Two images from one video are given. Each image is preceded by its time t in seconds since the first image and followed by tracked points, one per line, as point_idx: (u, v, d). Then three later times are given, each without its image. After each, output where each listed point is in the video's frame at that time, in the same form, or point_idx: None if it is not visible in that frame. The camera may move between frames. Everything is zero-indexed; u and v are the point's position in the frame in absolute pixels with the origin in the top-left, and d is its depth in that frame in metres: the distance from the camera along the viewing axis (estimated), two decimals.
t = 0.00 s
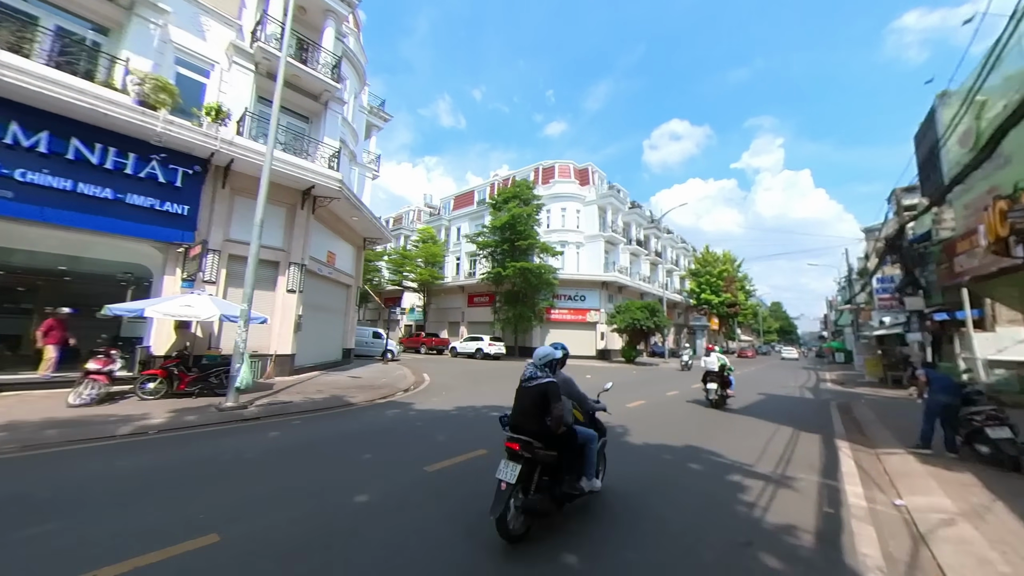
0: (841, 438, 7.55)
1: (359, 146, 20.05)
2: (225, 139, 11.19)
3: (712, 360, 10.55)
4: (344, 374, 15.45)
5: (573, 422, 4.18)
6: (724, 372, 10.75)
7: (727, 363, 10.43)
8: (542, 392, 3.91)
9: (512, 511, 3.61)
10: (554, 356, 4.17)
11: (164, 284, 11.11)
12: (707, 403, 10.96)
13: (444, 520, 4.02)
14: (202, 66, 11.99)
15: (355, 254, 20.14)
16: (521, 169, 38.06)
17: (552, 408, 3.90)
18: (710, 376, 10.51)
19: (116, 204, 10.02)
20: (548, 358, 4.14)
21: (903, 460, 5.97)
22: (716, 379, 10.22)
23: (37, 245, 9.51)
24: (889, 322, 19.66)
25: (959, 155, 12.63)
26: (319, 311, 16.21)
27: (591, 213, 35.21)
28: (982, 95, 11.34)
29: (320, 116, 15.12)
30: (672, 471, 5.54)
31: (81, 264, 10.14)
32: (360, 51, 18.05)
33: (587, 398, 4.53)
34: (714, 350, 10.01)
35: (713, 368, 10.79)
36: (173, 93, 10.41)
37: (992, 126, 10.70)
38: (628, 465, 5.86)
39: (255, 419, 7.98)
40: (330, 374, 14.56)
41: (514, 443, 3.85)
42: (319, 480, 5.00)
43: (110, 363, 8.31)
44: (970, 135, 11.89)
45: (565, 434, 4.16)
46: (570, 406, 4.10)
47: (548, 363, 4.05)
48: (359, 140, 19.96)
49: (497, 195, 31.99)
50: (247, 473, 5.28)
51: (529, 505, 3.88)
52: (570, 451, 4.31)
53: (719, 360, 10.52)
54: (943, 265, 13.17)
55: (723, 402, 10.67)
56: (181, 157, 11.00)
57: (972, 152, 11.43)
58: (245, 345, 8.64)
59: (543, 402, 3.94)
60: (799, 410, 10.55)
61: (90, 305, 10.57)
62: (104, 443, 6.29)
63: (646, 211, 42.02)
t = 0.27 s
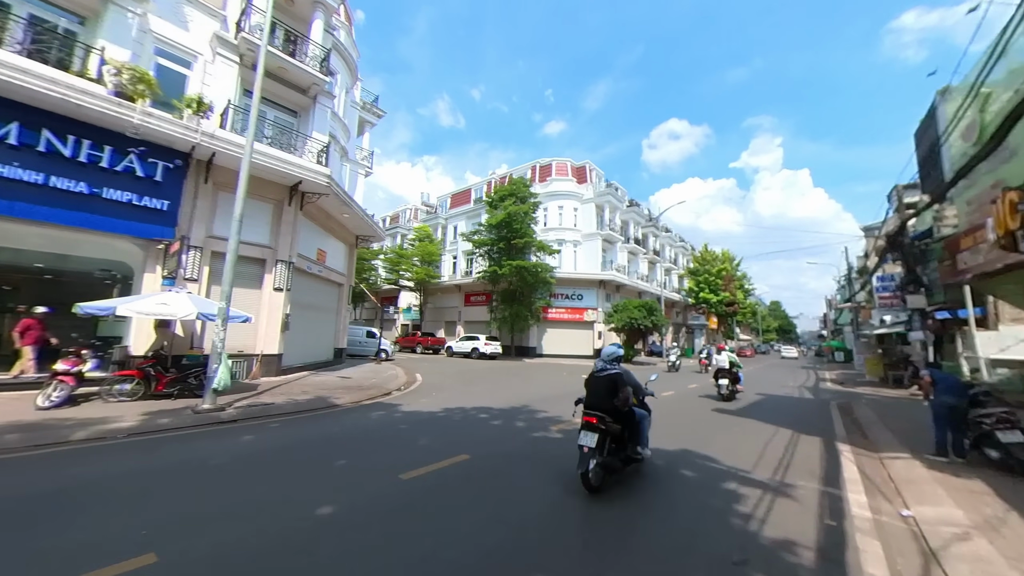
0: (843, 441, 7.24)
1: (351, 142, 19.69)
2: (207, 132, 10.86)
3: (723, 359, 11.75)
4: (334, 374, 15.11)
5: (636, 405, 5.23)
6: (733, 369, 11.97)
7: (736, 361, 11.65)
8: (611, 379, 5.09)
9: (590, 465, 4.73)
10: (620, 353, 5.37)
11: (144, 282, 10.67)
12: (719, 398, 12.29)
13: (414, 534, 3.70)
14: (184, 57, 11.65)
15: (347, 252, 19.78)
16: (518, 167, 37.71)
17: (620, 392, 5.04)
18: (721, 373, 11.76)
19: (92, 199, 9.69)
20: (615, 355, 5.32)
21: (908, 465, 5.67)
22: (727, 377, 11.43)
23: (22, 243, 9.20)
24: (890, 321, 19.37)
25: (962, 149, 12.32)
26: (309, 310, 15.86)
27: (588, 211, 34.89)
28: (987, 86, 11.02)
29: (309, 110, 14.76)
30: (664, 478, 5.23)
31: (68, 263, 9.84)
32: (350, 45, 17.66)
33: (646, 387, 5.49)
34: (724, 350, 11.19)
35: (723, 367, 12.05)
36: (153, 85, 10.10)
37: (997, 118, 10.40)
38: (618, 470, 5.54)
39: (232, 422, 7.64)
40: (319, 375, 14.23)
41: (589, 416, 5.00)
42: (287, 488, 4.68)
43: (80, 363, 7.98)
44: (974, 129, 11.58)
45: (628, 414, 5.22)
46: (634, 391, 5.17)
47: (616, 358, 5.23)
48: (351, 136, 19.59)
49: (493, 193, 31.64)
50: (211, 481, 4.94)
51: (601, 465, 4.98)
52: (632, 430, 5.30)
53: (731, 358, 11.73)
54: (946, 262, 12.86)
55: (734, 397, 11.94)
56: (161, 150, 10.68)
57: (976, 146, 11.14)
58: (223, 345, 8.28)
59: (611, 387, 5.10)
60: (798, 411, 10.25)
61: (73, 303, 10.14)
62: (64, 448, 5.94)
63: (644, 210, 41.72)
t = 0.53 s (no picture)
0: (845, 446, 6.89)
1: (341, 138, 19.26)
2: (185, 124, 10.45)
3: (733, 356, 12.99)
4: (321, 374, 14.71)
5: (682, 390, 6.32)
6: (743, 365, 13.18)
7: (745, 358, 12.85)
8: (663, 370, 6.26)
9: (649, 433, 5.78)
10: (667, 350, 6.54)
11: (119, 279, 10.22)
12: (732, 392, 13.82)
13: (374, 556, 3.33)
14: (163, 46, 11.23)
15: (337, 249, 19.39)
16: (514, 164, 37.31)
17: (670, 379, 6.22)
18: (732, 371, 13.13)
19: (62, 193, 9.26)
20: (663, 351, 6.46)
21: (916, 473, 5.32)
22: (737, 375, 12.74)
23: (10, 241, 9.09)
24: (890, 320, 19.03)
25: (968, 142, 11.94)
26: (296, 308, 15.44)
27: (585, 209, 34.52)
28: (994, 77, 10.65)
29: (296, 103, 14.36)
30: (656, 488, 4.86)
31: (55, 260, 9.75)
32: (339, 37, 17.21)
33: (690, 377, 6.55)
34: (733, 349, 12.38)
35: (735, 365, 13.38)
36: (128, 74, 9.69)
37: (1004, 109, 10.05)
38: (607, 479, 5.17)
39: (202, 425, 7.24)
40: (305, 375, 13.84)
41: (645, 399, 6.09)
42: (245, 501, 4.30)
43: (45, 364, 7.62)
44: (979, 122, 11.23)
45: (675, 397, 6.29)
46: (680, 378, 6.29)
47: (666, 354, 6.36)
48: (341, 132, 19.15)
49: (489, 190, 31.26)
50: (163, 492, 4.56)
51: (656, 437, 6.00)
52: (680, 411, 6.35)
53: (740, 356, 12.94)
54: (949, 259, 12.51)
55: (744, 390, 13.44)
56: (137, 143, 10.27)
57: (981, 139, 10.79)
58: (195, 346, 7.88)
59: (662, 376, 6.26)
60: (798, 413, 9.90)
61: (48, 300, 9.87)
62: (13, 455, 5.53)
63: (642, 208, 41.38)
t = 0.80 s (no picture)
0: (844, 450, 6.63)
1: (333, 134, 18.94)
2: (166, 117, 10.15)
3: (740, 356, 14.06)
4: (311, 374, 14.43)
5: (704, 382, 7.69)
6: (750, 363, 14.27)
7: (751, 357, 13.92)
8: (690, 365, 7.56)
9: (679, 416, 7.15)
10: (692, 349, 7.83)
11: (98, 277, 9.91)
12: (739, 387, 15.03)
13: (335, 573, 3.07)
14: (145, 38, 10.93)
15: (329, 247, 19.09)
16: (511, 163, 37.01)
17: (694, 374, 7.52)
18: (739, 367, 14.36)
19: (38, 187, 8.96)
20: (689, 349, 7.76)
21: (920, 480, 5.06)
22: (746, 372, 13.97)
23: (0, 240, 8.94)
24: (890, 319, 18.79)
25: (970, 137, 11.67)
26: (285, 307, 15.15)
27: (583, 208, 34.25)
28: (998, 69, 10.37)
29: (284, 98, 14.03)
30: (645, 496, 4.59)
31: (45, 259, 9.64)
32: (330, 31, 16.89)
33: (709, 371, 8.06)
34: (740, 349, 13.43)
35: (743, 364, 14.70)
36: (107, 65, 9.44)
37: (1007, 103, 9.79)
38: (595, 486, 4.89)
39: (177, 428, 6.95)
40: (294, 375, 13.55)
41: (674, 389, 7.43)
42: (205, 511, 4.02)
43: (17, 363, 7.38)
44: (981, 116, 10.98)
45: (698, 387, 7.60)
46: (702, 371, 7.65)
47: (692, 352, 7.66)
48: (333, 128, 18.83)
49: (485, 188, 30.99)
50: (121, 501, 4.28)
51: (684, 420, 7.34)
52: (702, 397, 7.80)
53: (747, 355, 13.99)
54: (950, 257, 12.26)
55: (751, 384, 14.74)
56: (117, 136, 9.98)
57: (984, 133, 10.53)
58: (172, 345, 7.57)
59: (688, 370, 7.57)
60: (796, 414, 9.63)
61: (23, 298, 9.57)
62: None
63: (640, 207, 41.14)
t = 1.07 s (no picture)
0: (844, 454, 6.33)
1: (323, 130, 18.59)
2: (143, 109, 9.81)
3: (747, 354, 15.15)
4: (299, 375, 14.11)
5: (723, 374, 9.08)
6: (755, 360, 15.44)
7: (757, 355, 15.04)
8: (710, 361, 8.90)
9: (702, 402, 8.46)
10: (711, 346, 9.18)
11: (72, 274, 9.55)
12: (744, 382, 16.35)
13: None
14: (122, 27, 10.60)
15: (320, 245, 18.74)
16: (508, 161, 36.67)
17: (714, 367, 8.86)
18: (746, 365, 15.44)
19: (6, 180, 8.60)
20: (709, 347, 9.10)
21: (924, 487, 4.76)
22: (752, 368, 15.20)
23: None
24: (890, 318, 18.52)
25: (972, 131, 11.38)
26: (273, 306, 14.81)
27: (580, 206, 33.93)
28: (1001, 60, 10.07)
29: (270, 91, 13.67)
30: (630, 506, 4.28)
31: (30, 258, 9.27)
32: (318, 24, 16.52)
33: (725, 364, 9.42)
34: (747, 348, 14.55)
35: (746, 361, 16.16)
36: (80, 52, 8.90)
37: (1010, 96, 9.50)
38: (578, 494, 4.60)
39: (144, 432, 6.63)
40: (280, 376, 13.25)
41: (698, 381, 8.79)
42: (149, 528, 3.70)
43: None
44: (984, 110, 10.68)
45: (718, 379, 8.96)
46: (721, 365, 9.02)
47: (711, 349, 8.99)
48: (323, 124, 18.47)
49: (481, 186, 30.66)
50: (62, 514, 3.96)
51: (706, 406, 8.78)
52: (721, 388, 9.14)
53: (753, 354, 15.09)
54: (951, 255, 11.98)
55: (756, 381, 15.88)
56: (90, 129, 9.64)
57: (986, 127, 10.24)
58: (141, 345, 7.26)
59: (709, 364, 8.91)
60: (793, 416, 9.36)
61: None
62: None
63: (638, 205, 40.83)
